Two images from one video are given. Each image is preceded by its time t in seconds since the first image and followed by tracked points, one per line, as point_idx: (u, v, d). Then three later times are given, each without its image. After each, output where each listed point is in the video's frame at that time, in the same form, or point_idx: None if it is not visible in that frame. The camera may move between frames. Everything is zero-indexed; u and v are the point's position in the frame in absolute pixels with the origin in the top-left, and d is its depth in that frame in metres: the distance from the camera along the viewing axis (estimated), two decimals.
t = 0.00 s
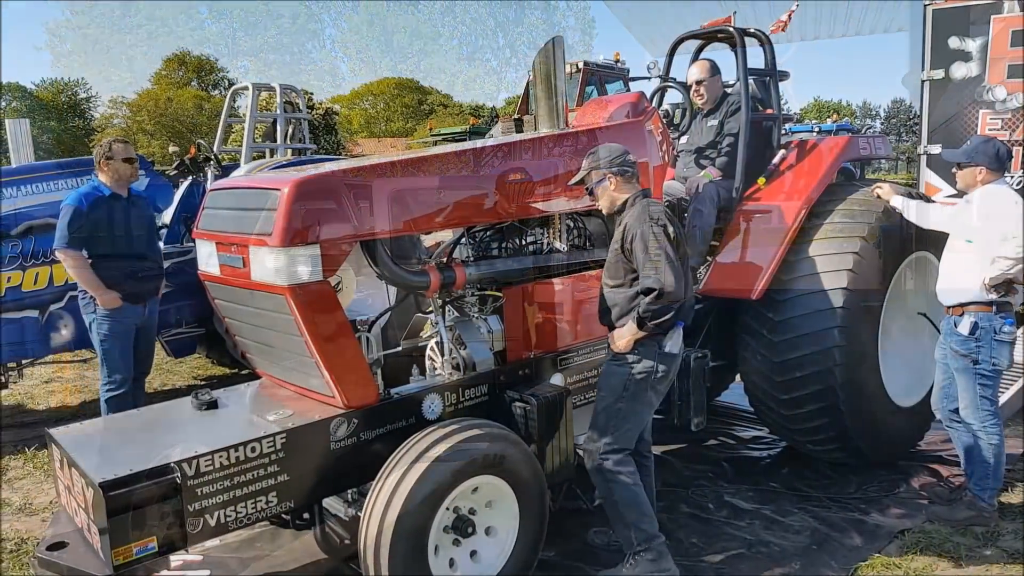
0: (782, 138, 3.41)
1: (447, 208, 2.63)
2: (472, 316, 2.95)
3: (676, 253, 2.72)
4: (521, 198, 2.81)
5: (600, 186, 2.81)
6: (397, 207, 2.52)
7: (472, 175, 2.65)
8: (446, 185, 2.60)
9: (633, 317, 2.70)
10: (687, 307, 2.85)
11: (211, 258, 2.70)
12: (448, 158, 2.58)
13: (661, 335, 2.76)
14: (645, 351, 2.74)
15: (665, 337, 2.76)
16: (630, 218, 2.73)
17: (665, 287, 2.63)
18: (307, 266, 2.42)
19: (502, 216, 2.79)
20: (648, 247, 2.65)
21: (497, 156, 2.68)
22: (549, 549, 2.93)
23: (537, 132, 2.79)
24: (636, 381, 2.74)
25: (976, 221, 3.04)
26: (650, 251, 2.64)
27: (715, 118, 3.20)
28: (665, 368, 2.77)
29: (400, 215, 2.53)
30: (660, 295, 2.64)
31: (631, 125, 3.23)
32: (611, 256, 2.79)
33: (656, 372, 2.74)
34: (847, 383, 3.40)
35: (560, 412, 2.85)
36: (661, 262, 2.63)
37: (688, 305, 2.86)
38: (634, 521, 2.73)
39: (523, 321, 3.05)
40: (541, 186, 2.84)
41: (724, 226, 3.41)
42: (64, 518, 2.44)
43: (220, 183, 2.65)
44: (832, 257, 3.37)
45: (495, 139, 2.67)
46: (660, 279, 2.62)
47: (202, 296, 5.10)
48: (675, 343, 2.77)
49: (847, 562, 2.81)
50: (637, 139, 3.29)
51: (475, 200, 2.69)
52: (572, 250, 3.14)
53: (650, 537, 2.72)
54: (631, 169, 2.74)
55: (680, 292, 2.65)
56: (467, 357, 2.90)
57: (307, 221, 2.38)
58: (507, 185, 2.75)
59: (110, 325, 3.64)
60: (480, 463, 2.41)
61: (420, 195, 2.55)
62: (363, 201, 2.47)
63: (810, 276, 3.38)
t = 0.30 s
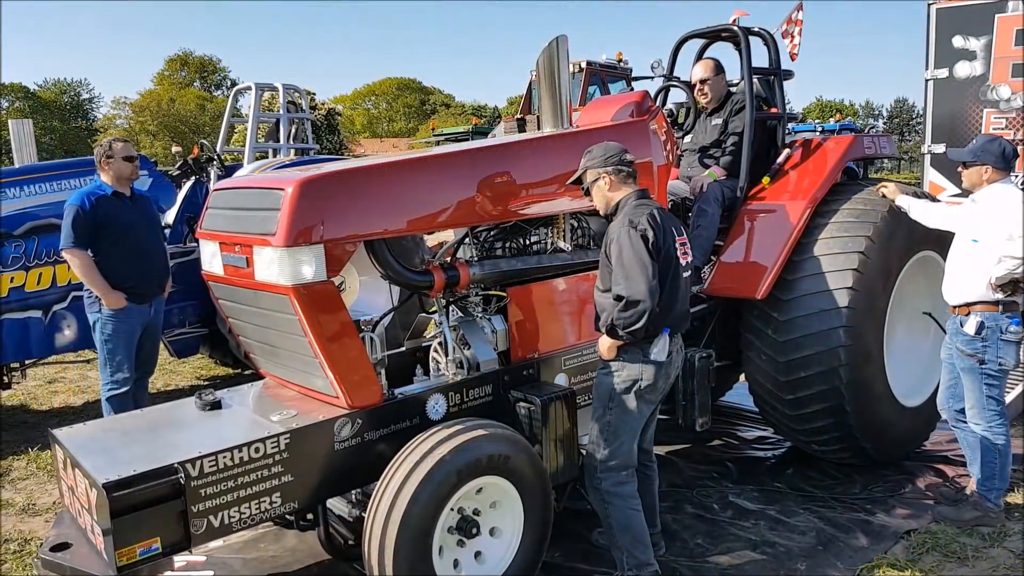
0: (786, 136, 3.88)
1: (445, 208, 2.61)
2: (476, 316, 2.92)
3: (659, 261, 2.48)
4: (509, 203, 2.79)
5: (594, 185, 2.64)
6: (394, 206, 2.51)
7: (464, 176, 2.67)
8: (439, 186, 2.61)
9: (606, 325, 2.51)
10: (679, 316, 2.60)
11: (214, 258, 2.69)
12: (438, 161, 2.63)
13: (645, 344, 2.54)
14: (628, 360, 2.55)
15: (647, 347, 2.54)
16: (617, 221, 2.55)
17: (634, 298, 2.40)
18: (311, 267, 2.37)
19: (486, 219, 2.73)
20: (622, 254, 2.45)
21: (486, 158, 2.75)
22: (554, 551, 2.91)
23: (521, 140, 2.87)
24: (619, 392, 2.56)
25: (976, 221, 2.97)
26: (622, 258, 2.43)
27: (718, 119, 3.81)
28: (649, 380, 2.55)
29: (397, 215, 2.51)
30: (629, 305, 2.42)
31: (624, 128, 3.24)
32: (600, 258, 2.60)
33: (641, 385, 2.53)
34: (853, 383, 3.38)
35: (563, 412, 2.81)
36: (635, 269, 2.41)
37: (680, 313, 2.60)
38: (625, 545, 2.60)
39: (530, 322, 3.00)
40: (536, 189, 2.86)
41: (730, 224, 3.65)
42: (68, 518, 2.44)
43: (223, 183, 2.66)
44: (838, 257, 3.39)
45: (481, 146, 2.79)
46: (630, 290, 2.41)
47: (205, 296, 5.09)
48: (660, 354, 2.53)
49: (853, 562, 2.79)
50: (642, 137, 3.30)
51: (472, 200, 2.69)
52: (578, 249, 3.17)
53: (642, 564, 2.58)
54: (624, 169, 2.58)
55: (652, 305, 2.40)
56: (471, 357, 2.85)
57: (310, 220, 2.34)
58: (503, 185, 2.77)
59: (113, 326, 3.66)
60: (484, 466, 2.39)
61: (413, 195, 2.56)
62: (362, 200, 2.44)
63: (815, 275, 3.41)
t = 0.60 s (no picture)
0: (789, 135, 3.87)
1: (445, 207, 2.60)
2: (478, 316, 2.93)
3: (638, 264, 2.35)
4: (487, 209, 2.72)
5: (583, 187, 2.56)
6: (395, 206, 2.50)
7: (465, 175, 2.67)
8: (440, 185, 2.61)
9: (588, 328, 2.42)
10: (670, 318, 2.45)
11: (217, 258, 2.69)
12: (440, 161, 2.63)
13: (632, 348, 2.43)
14: (614, 364, 2.45)
15: (633, 351, 2.43)
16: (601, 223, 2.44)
17: (605, 304, 2.30)
18: (313, 267, 2.37)
19: (467, 222, 2.66)
20: (596, 260, 2.33)
21: (487, 158, 2.74)
22: (556, 551, 2.90)
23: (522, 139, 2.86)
24: (606, 396, 2.47)
25: (980, 220, 2.96)
26: (595, 263, 2.33)
27: (720, 120, 3.82)
28: (637, 384, 2.44)
29: (396, 216, 2.50)
30: (602, 311, 2.32)
31: (623, 127, 3.24)
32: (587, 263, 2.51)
33: (627, 389, 2.43)
34: (856, 382, 3.37)
35: (566, 412, 2.81)
36: (607, 274, 2.30)
37: (671, 315, 2.46)
38: (625, 555, 2.48)
39: (532, 322, 3.00)
40: (536, 188, 2.85)
41: (732, 223, 3.65)
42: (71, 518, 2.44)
43: (225, 184, 2.66)
44: (841, 257, 3.39)
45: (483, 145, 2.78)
46: (601, 296, 2.31)
47: (207, 296, 5.10)
48: (648, 358, 2.41)
49: (856, 562, 2.78)
50: (645, 137, 3.30)
51: (472, 200, 2.68)
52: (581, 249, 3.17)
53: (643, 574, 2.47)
54: (612, 170, 2.50)
55: (624, 311, 2.28)
56: (473, 357, 2.85)
57: (311, 220, 2.33)
58: (504, 184, 2.76)
59: (120, 322, 3.67)
60: (486, 466, 2.39)
61: (414, 195, 2.55)
62: (364, 199, 2.44)
63: (818, 275, 3.40)
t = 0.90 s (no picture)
0: (791, 135, 3.87)
1: (443, 207, 2.60)
2: (479, 316, 2.93)
3: (633, 263, 2.33)
4: (476, 208, 2.69)
5: (583, 181, 2.56)
6: (396, 206, 2.50)
7: (465, 174, 2.66)
8: (439, 184, 2.60)
9: (583, 328, 2.42)
10: (667, 315, 2.41)
11: (218, 258, 2.68)
12: (440, 160, 2.62)
13: (627, 345, 2.40)
14: (610, 361, 2.43)
15: (627, 349, 2.40)
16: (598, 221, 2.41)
17: (597, 305, 2.29)
18: (314, 267, 2.37)
19: (460, 221, 2.63)
20: (590, 259, 2.32)
21: (487, 158, 2.73)
22: (558, 552, 2.89)
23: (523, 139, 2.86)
24: (605, 395, 2.45)
25: (983, 219, 2.95)
26: (588, 264, 2.32)
27: (722, 119, 3.81)
28: (633, 382, 2.40)
29: (396, 215, 2.49)
30: (595, 313, 2.31)
31: (623, 126, 3.23)
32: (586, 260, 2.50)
33: (622, 387, 2.40)
34: (858, 382, 3.36)
35: (567, 412, 2.80)
36: (599, 274, 2.29)
37: (668, 313, 2.41)
38: (628, 556, 2.47)
39: (534, 321, 3.00)
40: (537, 188, 2.85)
41: (733, 223, 3.64)
42: (72, 518, 2.44)
43: (227, 183, 2.66)
44: (843, 256, 3.39)
45: (483, 144, 2.77)
46: (593, 297, 2.30)
47: (209, 296, 5.11)
48: (641, 355, 2.37)
49: (858, 562, 2.77)
50: (646, 136, 3.29)
51: (472, 199, 2.67)
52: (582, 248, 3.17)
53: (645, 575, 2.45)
54: (611, 164, 2.49)
55: (616, 313, 2.27)
56: (475, 357, 2.85)
57: (313, 220, 2.33)
58: (504, 183, 2.75)
59: (120, 324, 3.67)
60: (487, 466, 2.38)
61: (413, 195, 2.54)
62: (364, 199, 2.43)
63: (819, 274, 3.40)
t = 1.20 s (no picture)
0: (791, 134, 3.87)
1: (441, 206, 2.59)
2: (479, 316, 2.93)
3: (632, 265, 2.32)
4: (471, 207, 2.67)
5: (585, 178, 2.55)
6: (394, 205, 2.49)
7: (463, 174, 2.66)
8: (437, 183, 2.59)
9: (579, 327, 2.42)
10: (665, 315, 2.40)
11: (216, 257, 2.67)
12: (438, 159, 2.62)
13: (621, 343, 2.40)
14: (606, 359, 2.42)
15: (621, 346, 2.39)
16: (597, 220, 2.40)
17: (595, 307, 2.29)
18: (312, 266, 2.36)
19: (456, 221, 2.63)
20: (589, 261, 2.31)
21: (486, 157, 2.73)
22: (557, 552, 2.89)
23: (522, 139, 2.86)
24: (602, 392, 2.45)
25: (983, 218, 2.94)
26: (587, 264, 2.31)
27: (722, 118, 3.81)
28: (627, 380, 2.39)
29: (393, 214, 2.49)
30: (593, 314, 2.31)
31: (622, 125, 3.22)
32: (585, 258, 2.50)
33: (616, 385, 2.39)
34: (858, 382, 3.36)
35: (566, 412, 2.80)
36: (598, 275, 2.28)
37: (666, 313, 2.40)
38: (629, 555, 2.46)
39: (534, 321, 2.99)
40: (535, 187, 2.84)
41: (733, 222, 3.64)
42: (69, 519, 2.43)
43: (225, 183, 2.65)
44: (843, 255, 3.38)
45: (482, 144, 2.77)
46: (590, 299, 2.30)
47: (209, 296, 5.10)
48: (635, 353, 2.37)
49: (858, 562, 2.76)
50: (645, 136, 3.29)
51: (469, 199, 2.66)
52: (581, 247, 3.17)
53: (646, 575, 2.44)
54: (613, 161, 2.48)
55: (614, 315, 2.27)
56: (474, 356, 2.85)
57: (310, 219, 2.33)
58: (502, 183, 2.75)
59: (118, 324, 3.67)
60: (486, 465, 2.37)
61: (410, 194, 2.54)
62: (362, 198, 2.43)
63: (820, 273, 3.39)
